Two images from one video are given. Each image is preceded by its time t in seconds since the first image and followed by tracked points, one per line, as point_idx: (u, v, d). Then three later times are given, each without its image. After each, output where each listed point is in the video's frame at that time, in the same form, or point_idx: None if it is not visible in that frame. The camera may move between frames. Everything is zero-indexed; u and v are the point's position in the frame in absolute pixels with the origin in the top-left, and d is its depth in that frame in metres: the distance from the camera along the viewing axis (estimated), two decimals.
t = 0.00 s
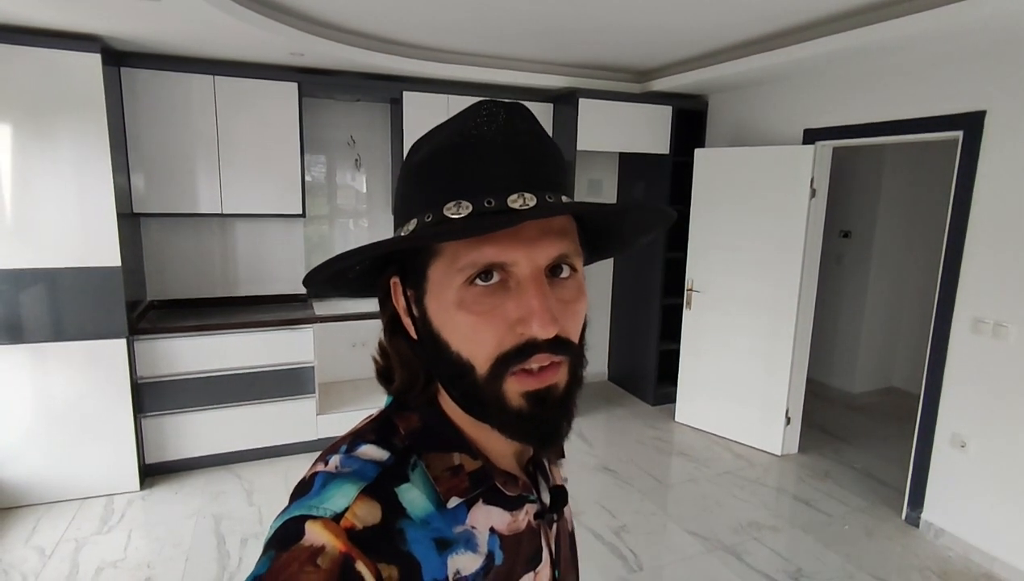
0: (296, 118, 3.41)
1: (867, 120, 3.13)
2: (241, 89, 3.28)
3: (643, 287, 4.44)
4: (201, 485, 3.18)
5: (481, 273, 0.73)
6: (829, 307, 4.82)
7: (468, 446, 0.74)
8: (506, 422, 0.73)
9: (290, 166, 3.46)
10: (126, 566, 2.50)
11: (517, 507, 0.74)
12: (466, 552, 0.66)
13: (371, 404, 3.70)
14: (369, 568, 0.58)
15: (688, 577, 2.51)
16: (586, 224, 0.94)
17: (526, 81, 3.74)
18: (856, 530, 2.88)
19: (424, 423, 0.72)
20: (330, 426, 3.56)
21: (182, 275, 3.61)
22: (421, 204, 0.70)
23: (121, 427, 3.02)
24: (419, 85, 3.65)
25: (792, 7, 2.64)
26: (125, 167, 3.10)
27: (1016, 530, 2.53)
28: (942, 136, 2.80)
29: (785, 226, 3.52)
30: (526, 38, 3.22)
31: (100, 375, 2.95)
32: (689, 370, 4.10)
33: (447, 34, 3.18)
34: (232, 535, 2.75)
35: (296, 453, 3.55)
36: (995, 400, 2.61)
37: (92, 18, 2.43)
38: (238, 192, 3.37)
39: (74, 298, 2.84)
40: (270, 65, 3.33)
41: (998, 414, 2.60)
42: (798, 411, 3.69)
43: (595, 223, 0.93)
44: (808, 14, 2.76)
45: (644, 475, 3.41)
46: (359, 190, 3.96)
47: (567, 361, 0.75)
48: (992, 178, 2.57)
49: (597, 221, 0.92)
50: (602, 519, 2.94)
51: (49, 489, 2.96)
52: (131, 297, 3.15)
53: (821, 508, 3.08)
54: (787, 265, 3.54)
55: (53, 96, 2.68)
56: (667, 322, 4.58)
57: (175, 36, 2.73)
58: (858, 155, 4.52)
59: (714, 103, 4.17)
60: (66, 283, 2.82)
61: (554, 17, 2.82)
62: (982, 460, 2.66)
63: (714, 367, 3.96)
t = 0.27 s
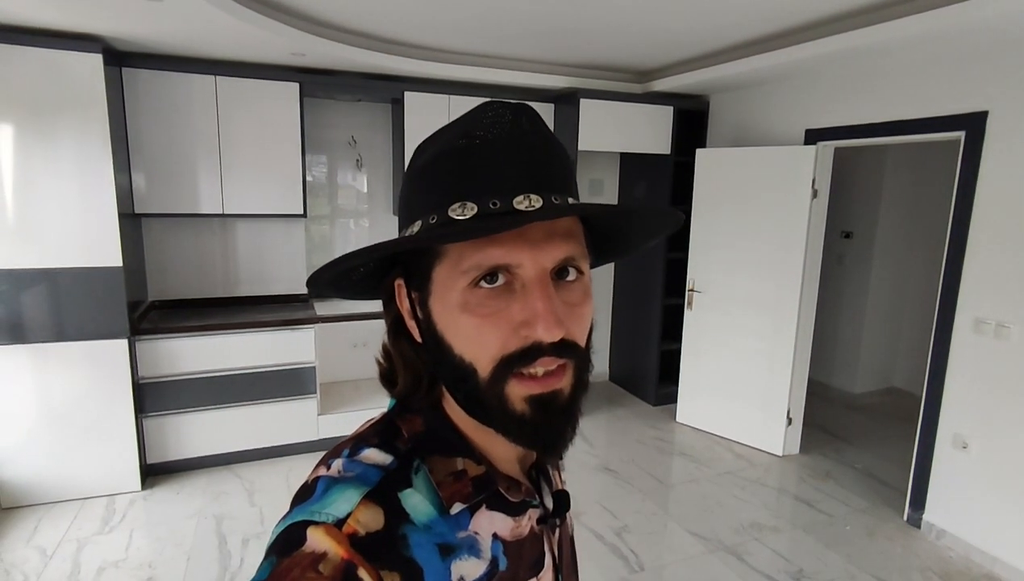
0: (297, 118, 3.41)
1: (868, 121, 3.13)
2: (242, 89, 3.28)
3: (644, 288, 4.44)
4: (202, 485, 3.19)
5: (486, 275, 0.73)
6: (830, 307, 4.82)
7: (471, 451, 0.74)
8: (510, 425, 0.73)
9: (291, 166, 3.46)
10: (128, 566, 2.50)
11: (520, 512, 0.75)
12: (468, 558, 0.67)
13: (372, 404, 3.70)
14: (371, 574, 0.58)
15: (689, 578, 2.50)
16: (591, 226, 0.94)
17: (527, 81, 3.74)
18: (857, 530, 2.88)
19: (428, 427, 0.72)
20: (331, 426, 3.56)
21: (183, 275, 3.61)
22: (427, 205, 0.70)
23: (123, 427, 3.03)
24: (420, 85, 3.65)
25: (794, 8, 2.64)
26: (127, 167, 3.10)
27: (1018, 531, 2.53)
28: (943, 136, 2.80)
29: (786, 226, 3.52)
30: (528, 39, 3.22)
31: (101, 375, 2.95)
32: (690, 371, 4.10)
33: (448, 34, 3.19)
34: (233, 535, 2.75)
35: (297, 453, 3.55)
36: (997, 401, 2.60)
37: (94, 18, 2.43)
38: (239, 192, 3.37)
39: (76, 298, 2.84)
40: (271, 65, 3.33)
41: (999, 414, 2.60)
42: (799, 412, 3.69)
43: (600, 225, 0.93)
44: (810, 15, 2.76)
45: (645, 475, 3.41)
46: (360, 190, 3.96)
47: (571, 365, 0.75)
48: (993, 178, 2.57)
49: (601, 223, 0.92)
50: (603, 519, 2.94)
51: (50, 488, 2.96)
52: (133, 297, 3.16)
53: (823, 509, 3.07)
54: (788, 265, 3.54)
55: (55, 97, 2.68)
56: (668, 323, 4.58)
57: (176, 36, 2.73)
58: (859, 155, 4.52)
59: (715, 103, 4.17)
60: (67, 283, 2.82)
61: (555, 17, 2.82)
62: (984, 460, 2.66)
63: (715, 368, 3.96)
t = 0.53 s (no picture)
0: (298, 118, 3.42)
1: (869, 121, 3.13)
2: (244, 89, 3.29)
3: (644, 288, 4.45)
4: (203, 484, 3.19)
5: (489, 271, 0.73)
6: (830, 307, 4.82)
7: (474, 450, 0.75)
8: (513, 421, 0.73)
9: (293, 166, 3.46)
10: (130, 566, 2.51)
11: (522, 512, 0.75)
12: (471, 557, 0.67)
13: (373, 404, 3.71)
14: (374, 573, 0.59)
15: (689, 577, 2.51)
16: (594, 222, 0.94)
17: (528, 81, 3.74)
18: (858, 530, 2.89)
19: (430, 427, 0.73)
20: (332, 426, 3.57)
21: (185, 274, 3.62)
22: (430, 202, 0.71)
23: (124, 427, 3.03)
24: (421, 85, 3.65)
25: (795, 8, 2.64)
26: (129, 167, 3.11)
27: (1018, 530, 2.53)
28: (944, 136, 2.80)
29: (786, 226, 3.52)
30: (528, 39, 3.23)
31: (103, 375, 2.95)
32: (690, 371, 4.11)
33: (449, 35, 3.19)
34: (235, 534, 2.76)
35: (298, 453, 3.55)
36: (997, 400, 2.61)
37: (96, 18, 2.44)
38: (240, 192, 3.38)
39: (78, 298, 2.85)
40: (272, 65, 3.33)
41: (1000, 414, 2.60)
42: (799, 411, 3.69)
43: (601, 220, 0.94)
44: (810, 15, 2.76)
45: (645, 475, 3.41)
46: (360, 191, 3.97)
47: (574, 361, 0.75)
48: (994, 178, 2.57)
49: (601, 218, 0.93)
50: (603, 519, 2.94)
51: (52, 487, 2.97)
52: (134, 297, 3.16)
53: (823, 509, 3.08)
54: (789, 265, 3.55)
55: (58, 97, 2.69)
56: (669, 322, 4.58)
57: (177, 36, 2.73)
58: (859, 155, 4.52)
59: (715, 103, 4.18)
60: (70, 283, 2.83)
61: (555, 17, 2.83)
62: (984, 460, 2.66)
63: (715, 368, 3.97)
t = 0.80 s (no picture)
0: (298, 118, 3.42)
1: (869, 121, 3.13)
2: (244, 89, 3.29)
3: (645, 288, 4.45)
4: (204, 484, 3.20)
5: (515, 262, 0.74)
6: (831, 307, 4.82)
7: (483, 451, 0.75)
8: (531, 412, 0.72)
9: (293, 166, 3.47)
10: (131, 566, 2.51)
11: (530, 512, 0.75)
12: (482, 557, 0.67)
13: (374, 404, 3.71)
14: (385, 573, 0.59)
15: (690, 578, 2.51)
16: (613, 227, 0.96)
17: (529, 81, 3.74)
18: (858, 530, 2.89)
19: (440, 428, 0.73)
20: (333, 426, 3.58)
21: (185, 274, 3.62)
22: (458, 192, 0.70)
23: (125, 427, 3.04)
24: (421, 86, 3.66)
25: (796, 8, 2.64)
26: (129, 168, 3.12)
27: (1018, 531, 2.53)
28: (945, 137, 2.80)
29: (787, 226, 3.52)
30: (529, 39, 3.23)
31: (104, 375, 2.96)
32: (691, 371, 4.11)
33: (450, 35, 3.19)
34: (236, 534, 2.76)
35: (299, 453, 3.56)
36: (997, 401, 2.61)
37: (97, 19, 2.44)
38: (241, 192, 3.38)
39: (79, 298, 2.85)
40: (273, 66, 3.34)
41: (1000, 415, 2.60)
42: (800, 412, 3.69)
43: (618, 225, 0.94)
44: (812, 15, 2.76)
45: (646, 475, 3.41)
46: (361, 191, 3.97)
47: (594, 356, 0.75)
48: (994, 178, 2.57)
49: (619, 223, 0.94)
50: (604, 519, 2.94)
51: (53, 487, 2.97)
52: (135, 297, 3.17)
53: (823, 509, 3.08)
54: (789, 265, 3.55)
55: (59, 98, 2.70)
56: (669, 322, 4.58)
57: (178, 37, 2.74)
58: (860, 155, 4.52)
59: (716, 103, 4.18)
60: (70, 283, 2.83)
61: (556, 18, 2.83)
62: (984, 460, 2.66)
63: (716, 368, 3.97)
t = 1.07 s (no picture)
0: (298, 119, 3.43)
1: (869, 121, 3.13)
2: (245, 90, 3.30)
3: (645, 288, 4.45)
4: (205, 484, 3.20)
5: (526, 256, 0.74)
6: (831, 307, 4.83)
7: (485, 446, 0.75)
8: (533, 406, 0.73)
9: (293, 166, 3.47)
10: (131, 566, 2.52)
11: (531, 506, 0.75)
12: (487, 550, 0.67)
13: (374, 404, 3.72)
14: (393, 567, 0.59)
15: (690, 578, 2.51)
16: (622, 235, 0.97)
17: (529, 82, 3.75)
18: (858, 530, 2.89)
19: (443, 423, 0.73)
20: (333, 426, 3.58)
21: (186, 274, 3.63)
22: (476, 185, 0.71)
23: (126, 427, 3.04)
24: (421, 86, 3.66)
25: (796, 9, 2.64)
26: (130, 168, 3.12)
27: (1018, 531, 2.53)
28: (945, 137, 2.80)
29: (787, 226, 3.53)
30: (530, 40, 3.23)
31: (105, 375, 2.96)
32: (691, 371, 4.11)
33: (450, 36, 3.20)
34: (236, 534, 2.77)
35: (300, 453, 3.56)
36: (997, 401, 2.61)
37: (98, 20, 2.44)
38: (242, 192, 3.39)
39: (80, 298, 2.86)
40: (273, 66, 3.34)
41: (999, 415, 2.60)
42: (800, 412, 3.69)
43: (628, 232, 0.96)
44: (812, 15, 2.76)
45: (646, 475, 3.41)
46: (361, 191, 3.98)
47: (596, 356, 0.75)
48: (994, 179, 2.58)
49: (629, 229, 0.95)
50: (604, 519, 2.95)
51: (54, 487, 2.98)
52: (136, 297, 3.17)
53: (823, 509, 3.08)
54: (790, 266, 3.55)
55: (60, 98, 2.70)
56: (670, 323, 4.59)
57: (179, 38, 2.74)
58: (860, 155, 4.52)
59: (716, 103, 4.18)
60: (71, 284, 2.84)
61: (557, 19, 2.83)
62: (984, 460, 2.66)
63: (717, 368, 3.97)
